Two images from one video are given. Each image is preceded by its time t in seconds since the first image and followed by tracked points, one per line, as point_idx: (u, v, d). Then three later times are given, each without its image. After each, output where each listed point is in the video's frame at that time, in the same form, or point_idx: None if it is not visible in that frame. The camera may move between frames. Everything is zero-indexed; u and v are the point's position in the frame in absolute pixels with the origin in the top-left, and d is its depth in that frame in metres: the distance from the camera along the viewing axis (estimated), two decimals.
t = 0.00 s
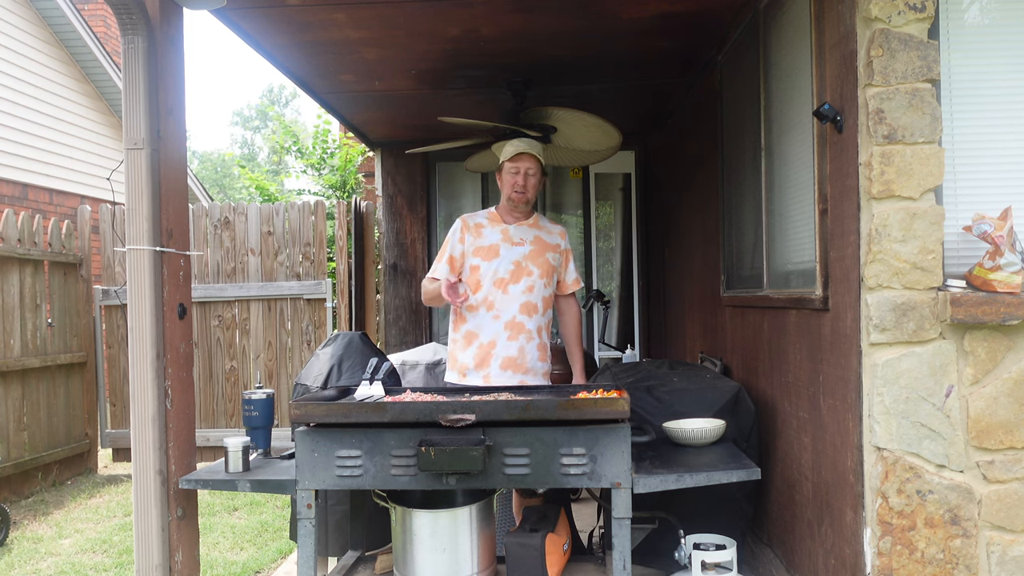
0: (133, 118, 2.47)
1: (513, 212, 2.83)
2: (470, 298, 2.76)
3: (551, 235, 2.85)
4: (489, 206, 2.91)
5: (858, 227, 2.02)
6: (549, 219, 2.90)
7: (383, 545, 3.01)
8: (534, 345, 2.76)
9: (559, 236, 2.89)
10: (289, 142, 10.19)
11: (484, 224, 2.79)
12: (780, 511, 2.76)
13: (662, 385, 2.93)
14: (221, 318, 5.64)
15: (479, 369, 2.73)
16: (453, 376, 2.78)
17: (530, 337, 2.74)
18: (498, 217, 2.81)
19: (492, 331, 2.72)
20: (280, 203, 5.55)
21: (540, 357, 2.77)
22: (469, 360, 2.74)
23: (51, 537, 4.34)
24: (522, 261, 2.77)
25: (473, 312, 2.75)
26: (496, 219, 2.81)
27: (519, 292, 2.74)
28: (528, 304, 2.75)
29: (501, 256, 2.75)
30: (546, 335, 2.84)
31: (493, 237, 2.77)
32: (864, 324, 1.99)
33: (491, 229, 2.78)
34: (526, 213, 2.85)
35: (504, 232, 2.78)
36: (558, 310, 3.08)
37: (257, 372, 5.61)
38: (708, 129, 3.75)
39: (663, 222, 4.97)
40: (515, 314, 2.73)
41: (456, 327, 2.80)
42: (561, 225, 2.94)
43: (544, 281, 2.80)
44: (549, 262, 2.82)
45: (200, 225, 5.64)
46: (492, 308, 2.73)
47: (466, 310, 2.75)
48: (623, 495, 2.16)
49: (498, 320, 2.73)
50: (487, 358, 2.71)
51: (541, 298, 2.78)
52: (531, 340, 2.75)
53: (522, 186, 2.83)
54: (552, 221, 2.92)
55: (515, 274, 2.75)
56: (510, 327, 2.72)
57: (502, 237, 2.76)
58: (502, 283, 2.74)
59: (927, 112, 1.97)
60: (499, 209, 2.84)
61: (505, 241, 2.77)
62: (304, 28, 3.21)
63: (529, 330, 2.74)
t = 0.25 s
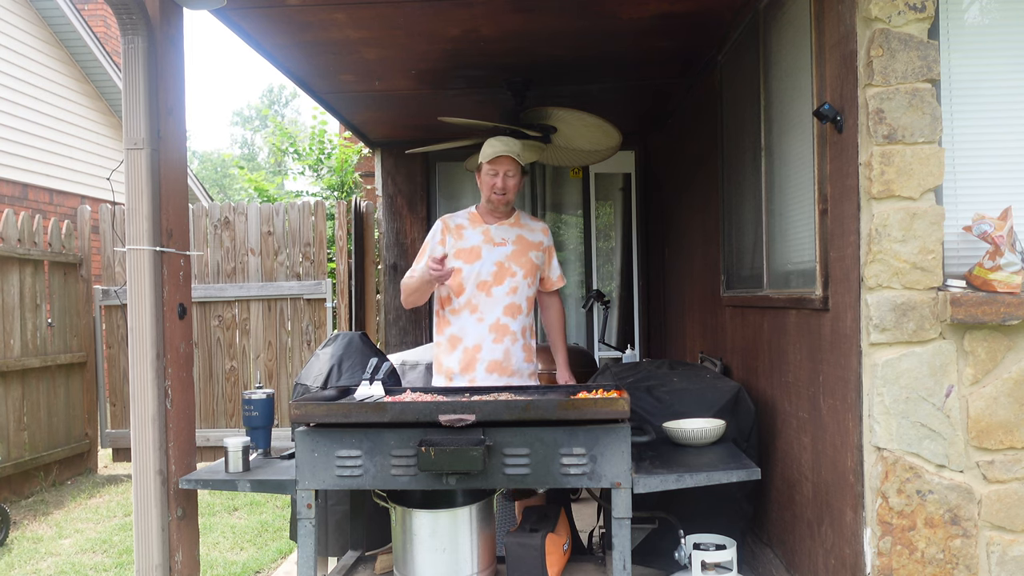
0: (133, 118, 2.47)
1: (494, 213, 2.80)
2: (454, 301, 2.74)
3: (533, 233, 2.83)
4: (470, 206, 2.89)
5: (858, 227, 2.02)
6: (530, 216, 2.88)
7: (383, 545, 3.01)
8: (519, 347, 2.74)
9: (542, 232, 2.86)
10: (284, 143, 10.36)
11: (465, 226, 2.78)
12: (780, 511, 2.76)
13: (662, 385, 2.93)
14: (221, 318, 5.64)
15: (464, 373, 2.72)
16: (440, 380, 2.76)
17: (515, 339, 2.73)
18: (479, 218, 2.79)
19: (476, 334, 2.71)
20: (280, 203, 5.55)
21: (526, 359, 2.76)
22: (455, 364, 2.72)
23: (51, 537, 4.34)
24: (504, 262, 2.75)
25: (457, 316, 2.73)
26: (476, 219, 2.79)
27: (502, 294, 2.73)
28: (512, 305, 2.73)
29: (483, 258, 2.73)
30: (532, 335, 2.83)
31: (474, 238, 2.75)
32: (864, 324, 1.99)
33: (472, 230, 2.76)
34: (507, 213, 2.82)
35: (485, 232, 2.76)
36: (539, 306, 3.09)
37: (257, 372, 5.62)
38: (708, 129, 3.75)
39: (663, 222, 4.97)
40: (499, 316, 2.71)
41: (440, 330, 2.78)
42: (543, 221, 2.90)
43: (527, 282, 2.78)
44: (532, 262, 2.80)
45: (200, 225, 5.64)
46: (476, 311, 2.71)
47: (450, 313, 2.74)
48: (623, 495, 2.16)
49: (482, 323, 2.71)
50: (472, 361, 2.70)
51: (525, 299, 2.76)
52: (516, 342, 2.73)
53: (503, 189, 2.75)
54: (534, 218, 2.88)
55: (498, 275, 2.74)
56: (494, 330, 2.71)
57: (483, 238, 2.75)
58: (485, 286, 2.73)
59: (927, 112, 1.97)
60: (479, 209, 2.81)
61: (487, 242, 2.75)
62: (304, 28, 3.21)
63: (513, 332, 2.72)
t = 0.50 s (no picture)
0: (133, 118, 2.47)
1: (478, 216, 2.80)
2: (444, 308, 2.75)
3: (518, 230, 2.82)
4: (454, 211, 2.89)
5: (858, 227, 2.02)
6: (514, 212, 2.86)
7: (383, 545, 3.01)
8: (513, 350, 2.74)
9: (528, 228, 2.84)
10: (286, 143, 10.33)
11: (449, 231, 2.78)
12: (780, 511, 2.76)
13: (662, 385, 2.93)
14: (221, 318, 5.64)
15: (460, 379, 2.72)
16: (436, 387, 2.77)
17: (508, 343, 2.72)
18: (462, 223, 2.79)
19: (469, 340, 2.71)
20: (280, 203, 5.55)
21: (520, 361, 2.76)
22: (449, 371, 2.73)
23: (51, 537, 4.34)
24: (492, 265, 2.75)
25: (447, 323, 2.73)
26: (460, 224, 2.79)
27: (492, 298, 2.72)
28: (502, 308, 2.72)
29: (470, 263, 2.74)
30: (526, 336, 2.82)
31: (460, 244, 2.75)
32: (864, 324, 1.99)
33: (456, 235, 2.77)
34: (491, 213, 2.81)
35: (469, 237, 2.76)
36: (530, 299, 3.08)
37: (257, 372, 5.62)
38: (708, 129, 3.75)
39: (663, 222, 4.97)
40: (490, 320, 2.71)
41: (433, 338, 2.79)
42: (530, 215, 2.88)
43: (517, 282, 2.77)
44: (519, 261, 2.79)
45: (200, 225, 5.64)
46: (466, 317, 2.72)
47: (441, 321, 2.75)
48: (623, 495, 2.16)
49: (474, 328, 2.71)
50: (466, 368, 2.71)
51: (516, 301, 2.76)
52: (509, 346, 2.73)
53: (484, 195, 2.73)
54: (519, 214, 2.87)
55: (486, 279, 2.74)
56: (486, 334, 2.71)
57: (468, 243, 2.75)
58: (474, 291, 2.73)
59: (928, 112, 1.97)
60: (462, 213, 2.81)
61: (473, 246, 2.75)
62: (304, 28, 3.21)
63: (506, 335, 2.72)
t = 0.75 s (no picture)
0: (133, 118, 2.47)
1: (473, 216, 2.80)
2: (444, 311, 2.76)
3: (516, 228, 2.81)
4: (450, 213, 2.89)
5: (858, 227, 2.02)
6: (511, 210, 2.86)
7: (383, 545, 3.01)
8: (513, 349, 2.74)
9: (525, 225, 2.84)
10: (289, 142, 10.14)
11: (445, 234, 2.79)
12: (780, 511, 2.76)
13: (662, 385, 2.93)
14: (221, 318, 5.64)
15: (461, 380, 2.73)
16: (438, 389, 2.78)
17: (508, 342, 2.72)
18: (458, 225, 2.79)
19: (469, 341, 2.71)
20: (280, 203, 5.55)
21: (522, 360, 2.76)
22: (450, 373, 2.73)
23: (51, 537, 4.34)
24: (490, 265, 2.75)
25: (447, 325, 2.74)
26: (457, 225, 2.79)
27: (490, 298, 2.72)
28: (501, 307, 2.72)
29: (467, 264, 2.74)
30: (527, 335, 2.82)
31: (456, 246, 2.76)
32: (864, 324, 1.99)
33: (453, 237, 2.77)
34: (487, 212, 2.81)
35: (466, 238, 2.76)
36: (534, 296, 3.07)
37: (257, 372, 5.62)
38: (708, 129, 3.75)
39: (663, 222, 4.97)
40: (490, 321, 2.71)
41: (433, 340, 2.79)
42: (527, 212, 2.88)
43: (516, 281, 2.77)
44: (517, 259, 2.79)
45: (201, 225, 5.64)
46: (466, 318, 2.72)
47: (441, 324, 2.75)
48: (623, 495, 2.16)
49: (473, 329, 2.71)
50: (467, 369, 2.71)
51: (516, 300, 2.75)
52: (510, 345, 2.73)
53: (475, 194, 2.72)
54: (516, 211, 2.87)
55: (485, 280, 2.74)
56: (486, 335, 2.71)
57: (465, 244, 2.75)
58: (473, 292, 2.73)
59: (928, 112, 1.97)
60: (457, 215, 2.81)
61: (470, 247, 2.75)
62: (304, 28, 3.21)
63: (506, 335, 2.72)
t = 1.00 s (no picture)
0: (133, 118, 2.47)
1: (474, 210, 2.81)
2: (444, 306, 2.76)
3: (518, 226, 2.82)
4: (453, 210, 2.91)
5: (858, 227, 2.02)
6: (514, 209, 2.87)
7: (383, 545, 3.01)
8: (514, 345, 2.72)
9: (528, 224, 2.84)
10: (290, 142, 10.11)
11: (447, 230, 2.80)
12: (780, 511, 2.76)
13: (663, 385, 2.93)
14: (221, 318, 5.64)
15: (461, 376, 2.72)
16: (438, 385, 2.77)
17: (509, 337, 2.71)
18: (460, 221, 2.80)
19: (469, 336, 2.71)
20: (280, 203, 5.55)
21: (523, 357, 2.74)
22: (450, 368, 2.73)
23: (51, 537, 4.34)
24: (490, 261, 2.75)
25: (448, 320, 2.74)
26: (458, 222, 2.80)
27: (490, 293, 2.72)
28: (501, 303, 2.72)
29: (468, 259, 2.74)
30: (529, 332, 2.81)
31: (458, 241, 2.77)
32: (864, 324, 1.99)
33: (454, 233, 2.78)
34: (489, 208, 2.82)
35: (467, 234, 2.77)
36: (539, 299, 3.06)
37: (257, 372, 5.61)
38: (708, 129, 3.75)
39: (663, 222, 4.97)
40: (490, 316, 2.71)
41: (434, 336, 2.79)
42: (530, 212, 2.88)
43: (516, 277, 2.77)
44: (519, 256, 2.79)
45: (201, 225, 5.64)
46: (466, 313, 2.72)
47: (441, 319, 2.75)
48: (623, 495, 2.16)
49: (473, 324, 2.71)
50: (467, 364, 2.70)
51: (516, 296, 2.75)
52: (510, 341, 2.72)
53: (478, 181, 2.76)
54: (519, 211, 2.88)
55: (485, 275, 2.74)
56: (486, 330, 2.71)
57: (466, 240, 2.76)
58: (474, 287, 2.73)
59: (927, 112, 1.97)
60: (460, 212, 2.82)
61: (471, 243, 2.76)
62: (304, 28, 3.21)
63: (506, 330, 2.71)
